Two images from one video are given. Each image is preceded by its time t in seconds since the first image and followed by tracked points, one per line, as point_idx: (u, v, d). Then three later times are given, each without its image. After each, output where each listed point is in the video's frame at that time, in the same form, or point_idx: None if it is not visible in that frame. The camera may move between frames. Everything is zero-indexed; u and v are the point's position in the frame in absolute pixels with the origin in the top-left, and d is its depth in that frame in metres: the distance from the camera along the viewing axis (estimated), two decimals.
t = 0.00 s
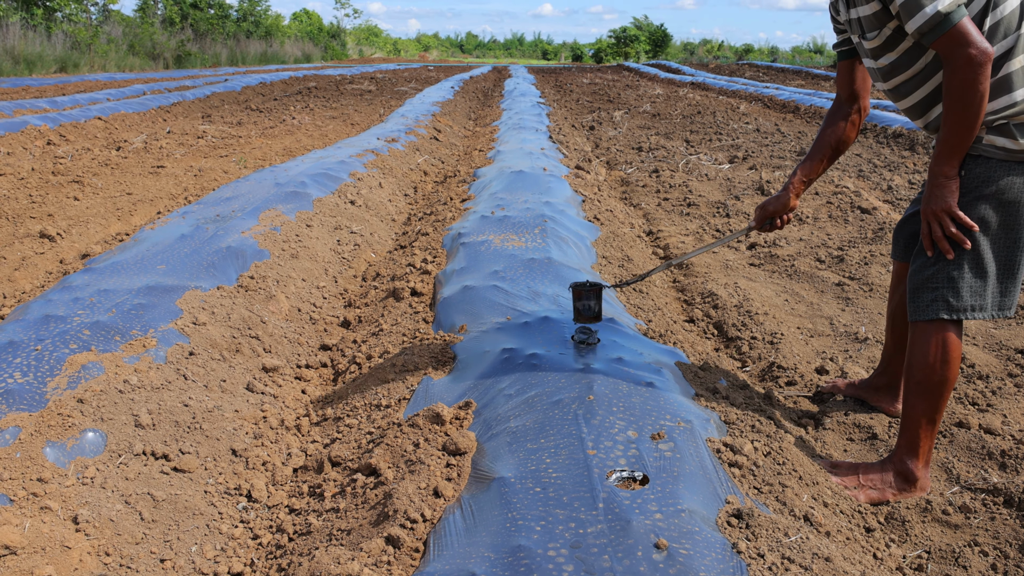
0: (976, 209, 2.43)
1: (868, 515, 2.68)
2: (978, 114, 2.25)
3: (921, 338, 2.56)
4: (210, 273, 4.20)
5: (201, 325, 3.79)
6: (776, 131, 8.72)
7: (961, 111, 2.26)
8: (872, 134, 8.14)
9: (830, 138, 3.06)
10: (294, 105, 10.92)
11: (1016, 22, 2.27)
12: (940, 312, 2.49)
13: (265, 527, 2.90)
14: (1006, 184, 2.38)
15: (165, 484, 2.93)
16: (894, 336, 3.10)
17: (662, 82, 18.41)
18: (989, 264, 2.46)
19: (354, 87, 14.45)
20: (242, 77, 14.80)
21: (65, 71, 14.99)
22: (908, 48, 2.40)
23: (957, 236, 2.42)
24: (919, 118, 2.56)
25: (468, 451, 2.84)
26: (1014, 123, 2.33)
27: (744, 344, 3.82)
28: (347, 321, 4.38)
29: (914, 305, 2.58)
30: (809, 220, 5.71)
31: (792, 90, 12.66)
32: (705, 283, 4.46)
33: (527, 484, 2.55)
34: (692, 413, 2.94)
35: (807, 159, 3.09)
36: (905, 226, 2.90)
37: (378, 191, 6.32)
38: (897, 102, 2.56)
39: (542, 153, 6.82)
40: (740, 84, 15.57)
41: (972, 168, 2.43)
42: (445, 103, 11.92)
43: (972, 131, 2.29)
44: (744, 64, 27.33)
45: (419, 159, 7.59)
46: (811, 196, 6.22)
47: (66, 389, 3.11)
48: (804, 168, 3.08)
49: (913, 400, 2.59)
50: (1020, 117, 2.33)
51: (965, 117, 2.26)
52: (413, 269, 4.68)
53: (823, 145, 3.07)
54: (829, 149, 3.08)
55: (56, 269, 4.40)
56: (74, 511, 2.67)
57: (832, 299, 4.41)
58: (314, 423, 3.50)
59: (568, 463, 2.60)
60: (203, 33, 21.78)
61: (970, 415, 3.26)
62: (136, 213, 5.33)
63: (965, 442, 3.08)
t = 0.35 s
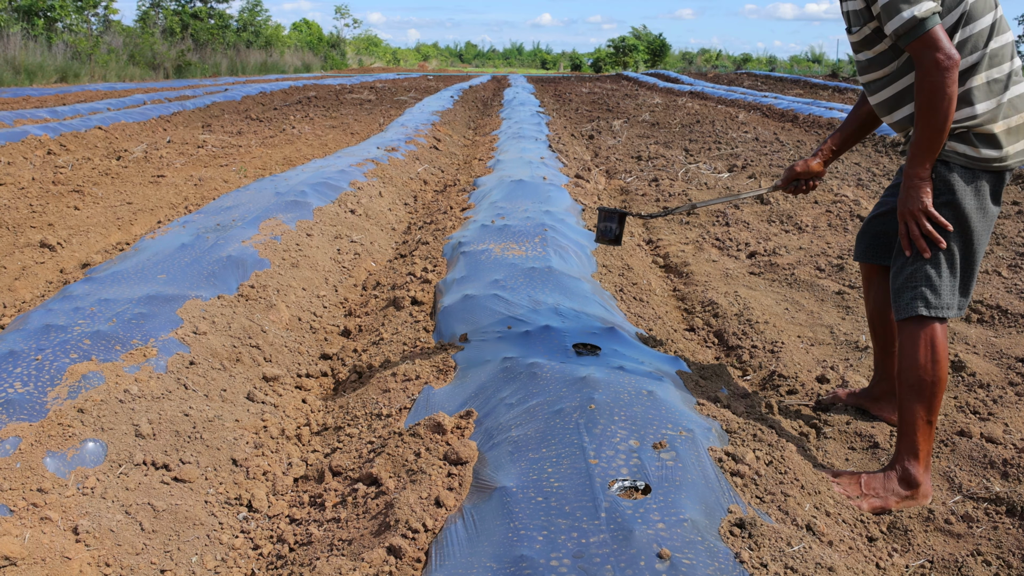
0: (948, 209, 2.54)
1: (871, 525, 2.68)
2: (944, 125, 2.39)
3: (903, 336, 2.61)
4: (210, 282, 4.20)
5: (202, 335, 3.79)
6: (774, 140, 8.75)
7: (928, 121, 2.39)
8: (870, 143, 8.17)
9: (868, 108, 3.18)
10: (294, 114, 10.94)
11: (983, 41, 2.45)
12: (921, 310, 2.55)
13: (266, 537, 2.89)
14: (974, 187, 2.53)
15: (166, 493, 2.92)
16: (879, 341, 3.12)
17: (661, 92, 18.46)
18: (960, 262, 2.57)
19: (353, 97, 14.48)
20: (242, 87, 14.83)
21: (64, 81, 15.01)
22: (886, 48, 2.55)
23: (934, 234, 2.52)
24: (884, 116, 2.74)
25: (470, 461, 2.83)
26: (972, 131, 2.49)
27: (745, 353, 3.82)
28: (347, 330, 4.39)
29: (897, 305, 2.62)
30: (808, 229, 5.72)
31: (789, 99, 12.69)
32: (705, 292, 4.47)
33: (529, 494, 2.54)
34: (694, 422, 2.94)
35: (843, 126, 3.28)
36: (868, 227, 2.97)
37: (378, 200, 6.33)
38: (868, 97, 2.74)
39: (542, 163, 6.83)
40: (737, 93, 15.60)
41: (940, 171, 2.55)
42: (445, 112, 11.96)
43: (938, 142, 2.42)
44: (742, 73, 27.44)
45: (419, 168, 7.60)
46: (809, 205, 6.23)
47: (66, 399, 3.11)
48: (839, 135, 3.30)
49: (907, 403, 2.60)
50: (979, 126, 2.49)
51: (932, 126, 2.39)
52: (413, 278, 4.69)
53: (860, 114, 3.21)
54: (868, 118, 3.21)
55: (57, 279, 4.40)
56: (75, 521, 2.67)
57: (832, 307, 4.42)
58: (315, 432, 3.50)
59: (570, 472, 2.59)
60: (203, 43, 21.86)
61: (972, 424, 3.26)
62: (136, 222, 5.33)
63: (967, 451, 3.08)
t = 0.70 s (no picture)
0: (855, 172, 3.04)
1: (875, 535, 2.68)
2: (879, 106, 2.81)
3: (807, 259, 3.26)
4: (212, 292, 4.20)
5: (204, 345, 3.79)
6: (774, 147, 8.75)
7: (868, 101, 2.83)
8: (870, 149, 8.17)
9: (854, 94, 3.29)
10: (293, 123, 10.94)
11: (945, 42, 2.77)
12: (801, 234, 3.21)
13: (269, 548, 2.88)
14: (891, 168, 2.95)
15: (169, 505, 2.91)
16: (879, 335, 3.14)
17: (660, 98, 18.47)
18: (853, 220, 3.07)
19: (353, 105, 14.51)
20: (242, 96, 14.84)
21: (65, 91, 15.04)
22: (858, 45, 2.91)
23: (831, 185, 3.08)
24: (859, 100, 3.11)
25: (474, 472, 2.82)
26: (908, 120, 2.84)
27: (748, 361, 3.82)
28: (349, 340, 4.39)
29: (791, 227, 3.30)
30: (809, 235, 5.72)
31: (788, 105, 12.69)
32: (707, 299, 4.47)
33: (534, 506, 2.53)
34: (698, 431, 2.93)
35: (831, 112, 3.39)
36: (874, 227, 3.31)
37: (379, 210, 6.33)
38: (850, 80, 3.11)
39: (543, 171, 6.83)
40: (737, 99, 15.60)
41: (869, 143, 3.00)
42: (444, 121, 11.97)
43: (873, 120, 2.87)
44: (740, 80, 27.46)
45: (419, 177, 7.60)
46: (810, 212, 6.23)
47: (69, 410, 3.10)
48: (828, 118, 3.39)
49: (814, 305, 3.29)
50: (918, 118, 2.82)
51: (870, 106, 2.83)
52: (414, 288, 4.69)
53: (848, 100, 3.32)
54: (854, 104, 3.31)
55: (58, 289, 4.40)
56: (78, 534, 2.66)
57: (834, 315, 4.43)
58: (318, 443, 3.50)
59: (574, 483, 2.58)
60: (202, 52, 21.90)
61: (976, 432, 3.25)
62: (137, 232, 5.34)
63: (971, 459, 3.06)
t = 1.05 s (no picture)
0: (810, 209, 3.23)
1: (881, 547, 2.67)
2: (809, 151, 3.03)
3: (780, 293, 3.48)
4: (214, 306, 4.20)
5: (206, 360, 3.79)
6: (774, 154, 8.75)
7: (802, 146, 3.05)
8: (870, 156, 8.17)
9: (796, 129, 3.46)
10: (294, 135, 10.95)
11: (866, 82, 2.98)
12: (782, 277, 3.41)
13: (273, 564, 2.87)
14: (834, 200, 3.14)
15: (173, 522, 2.90)
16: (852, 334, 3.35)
17: (659, 106, 18.48)
18: (816, 250, 3.24)
19: (353, 116, 14.52)
20: (242, 107, 14.86)
21: (65, 104, 15.05)
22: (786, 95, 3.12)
23: (792, 225, 3.28)
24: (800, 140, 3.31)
25: (478, 487, 2.81)
26: (842, 156, 3.04)
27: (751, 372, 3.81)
28: (351, 353, 4.39)
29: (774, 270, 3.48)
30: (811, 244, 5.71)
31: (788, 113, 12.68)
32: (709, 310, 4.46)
33: (538, 521, 2.51)
34: (701, 444, 2.92)
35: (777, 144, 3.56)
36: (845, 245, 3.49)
37: (379, 221, 6.32)
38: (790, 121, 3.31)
39: (543, 181, 6.82)
40: (736, 106, 15.60)
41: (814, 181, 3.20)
42: (443, 131, 11.97)
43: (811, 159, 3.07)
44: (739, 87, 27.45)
45: (419, 188, 7.60)
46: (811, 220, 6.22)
47: (72, 427, 3.10)
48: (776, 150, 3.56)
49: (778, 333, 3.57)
50: (849, 153, 3.03)
51: (804, 150, 3.06)
52: (416, 300, 4.70)
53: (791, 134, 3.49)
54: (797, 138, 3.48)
55: (60, 303, 4.40)
56: (82, 551, 2.64)
57: (837, 324, 4.45)
58: (321, 458, 3.49)
59: (579, 498, 2.57)
60: (203, 62, 21.94)
61: (981, 442, 3.23)
62: (138, 246, 5.34)
63: (977, 469, 3.05)
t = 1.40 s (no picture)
0: (800, 215, 3.33)
1: (884, 557, 2.67)
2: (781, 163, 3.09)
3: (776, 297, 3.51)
4: (215, 321, 4.21)
5: (208, 375, 3.79)
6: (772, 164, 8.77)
7: (773, 159, 3.10)
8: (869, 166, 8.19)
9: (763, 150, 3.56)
10: (293, 148, 10.96)
11: (836, 79, 3.07)
12: (783, 283, 3.44)
13: None
14: (825, 197, 3.24)
15: (175, 537, 2.89)
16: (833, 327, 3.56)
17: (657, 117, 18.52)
18: (816, 251, 3.31)
19: (353, 129, 14.56)
20: (241, 121, 14.89)
21: (65, 118, 15.07)
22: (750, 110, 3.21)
23: (783, 241, 3.38)
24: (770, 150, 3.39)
25: (480, 501, 2.81)
26: (831, 152, 3.14)
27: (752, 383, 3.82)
28: (352, 367, 4.39)
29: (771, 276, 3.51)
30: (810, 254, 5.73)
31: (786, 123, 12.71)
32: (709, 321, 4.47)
33: (541, 535, 2.52)
34: (703, 457, 2.93)
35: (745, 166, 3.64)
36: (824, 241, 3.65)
37: (379, 235, 6.33)
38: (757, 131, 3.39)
39: (542, 194, 6.84)
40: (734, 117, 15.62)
41: (804, 183, 3.30)
42: (442, 144, 12.01)
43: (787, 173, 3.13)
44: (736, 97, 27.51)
45: (419, 201, 7.61)
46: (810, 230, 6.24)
47: (74, 443, 3.10)
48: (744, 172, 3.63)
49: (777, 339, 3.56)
50: (837, 148, 3.12)
51: (776, 163, 3.10)
52: (417, 314, 4.71)
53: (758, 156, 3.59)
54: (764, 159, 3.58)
55: (61, 319, 4.42)
56: (84, 567, 2.63)
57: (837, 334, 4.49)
58: (323, 472, 3.49)
59: (581, 511, 2.57)
60: (202, 75, 21.99)
61: (982, 452, 3.24)
62: (139, 261, 5.35)
63: (978, 479, 3.06)
